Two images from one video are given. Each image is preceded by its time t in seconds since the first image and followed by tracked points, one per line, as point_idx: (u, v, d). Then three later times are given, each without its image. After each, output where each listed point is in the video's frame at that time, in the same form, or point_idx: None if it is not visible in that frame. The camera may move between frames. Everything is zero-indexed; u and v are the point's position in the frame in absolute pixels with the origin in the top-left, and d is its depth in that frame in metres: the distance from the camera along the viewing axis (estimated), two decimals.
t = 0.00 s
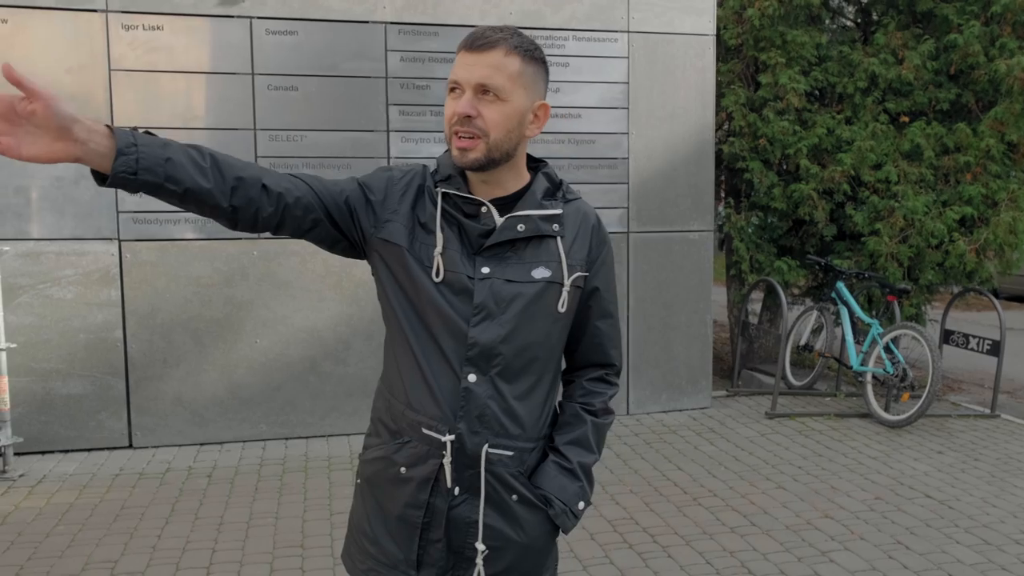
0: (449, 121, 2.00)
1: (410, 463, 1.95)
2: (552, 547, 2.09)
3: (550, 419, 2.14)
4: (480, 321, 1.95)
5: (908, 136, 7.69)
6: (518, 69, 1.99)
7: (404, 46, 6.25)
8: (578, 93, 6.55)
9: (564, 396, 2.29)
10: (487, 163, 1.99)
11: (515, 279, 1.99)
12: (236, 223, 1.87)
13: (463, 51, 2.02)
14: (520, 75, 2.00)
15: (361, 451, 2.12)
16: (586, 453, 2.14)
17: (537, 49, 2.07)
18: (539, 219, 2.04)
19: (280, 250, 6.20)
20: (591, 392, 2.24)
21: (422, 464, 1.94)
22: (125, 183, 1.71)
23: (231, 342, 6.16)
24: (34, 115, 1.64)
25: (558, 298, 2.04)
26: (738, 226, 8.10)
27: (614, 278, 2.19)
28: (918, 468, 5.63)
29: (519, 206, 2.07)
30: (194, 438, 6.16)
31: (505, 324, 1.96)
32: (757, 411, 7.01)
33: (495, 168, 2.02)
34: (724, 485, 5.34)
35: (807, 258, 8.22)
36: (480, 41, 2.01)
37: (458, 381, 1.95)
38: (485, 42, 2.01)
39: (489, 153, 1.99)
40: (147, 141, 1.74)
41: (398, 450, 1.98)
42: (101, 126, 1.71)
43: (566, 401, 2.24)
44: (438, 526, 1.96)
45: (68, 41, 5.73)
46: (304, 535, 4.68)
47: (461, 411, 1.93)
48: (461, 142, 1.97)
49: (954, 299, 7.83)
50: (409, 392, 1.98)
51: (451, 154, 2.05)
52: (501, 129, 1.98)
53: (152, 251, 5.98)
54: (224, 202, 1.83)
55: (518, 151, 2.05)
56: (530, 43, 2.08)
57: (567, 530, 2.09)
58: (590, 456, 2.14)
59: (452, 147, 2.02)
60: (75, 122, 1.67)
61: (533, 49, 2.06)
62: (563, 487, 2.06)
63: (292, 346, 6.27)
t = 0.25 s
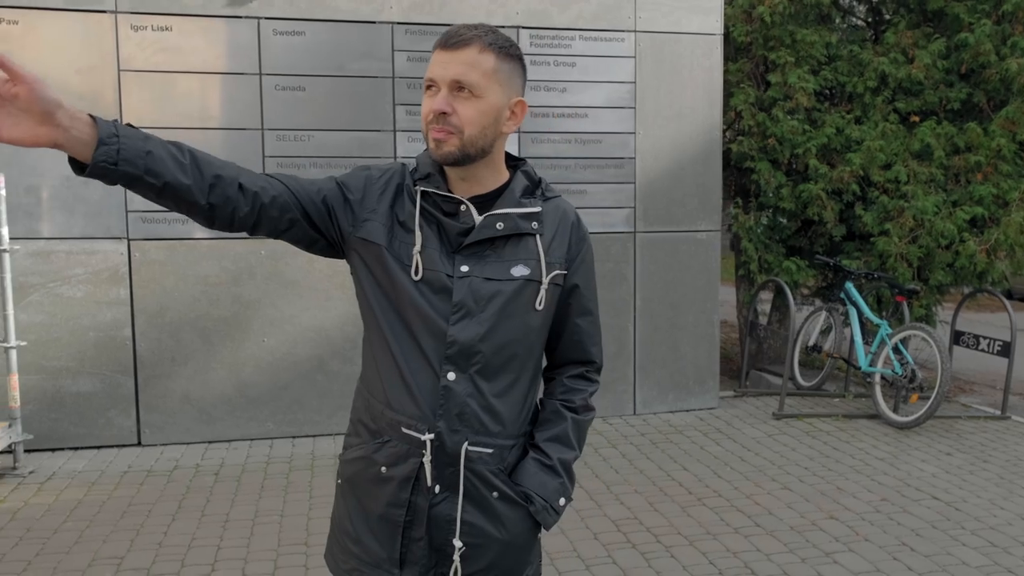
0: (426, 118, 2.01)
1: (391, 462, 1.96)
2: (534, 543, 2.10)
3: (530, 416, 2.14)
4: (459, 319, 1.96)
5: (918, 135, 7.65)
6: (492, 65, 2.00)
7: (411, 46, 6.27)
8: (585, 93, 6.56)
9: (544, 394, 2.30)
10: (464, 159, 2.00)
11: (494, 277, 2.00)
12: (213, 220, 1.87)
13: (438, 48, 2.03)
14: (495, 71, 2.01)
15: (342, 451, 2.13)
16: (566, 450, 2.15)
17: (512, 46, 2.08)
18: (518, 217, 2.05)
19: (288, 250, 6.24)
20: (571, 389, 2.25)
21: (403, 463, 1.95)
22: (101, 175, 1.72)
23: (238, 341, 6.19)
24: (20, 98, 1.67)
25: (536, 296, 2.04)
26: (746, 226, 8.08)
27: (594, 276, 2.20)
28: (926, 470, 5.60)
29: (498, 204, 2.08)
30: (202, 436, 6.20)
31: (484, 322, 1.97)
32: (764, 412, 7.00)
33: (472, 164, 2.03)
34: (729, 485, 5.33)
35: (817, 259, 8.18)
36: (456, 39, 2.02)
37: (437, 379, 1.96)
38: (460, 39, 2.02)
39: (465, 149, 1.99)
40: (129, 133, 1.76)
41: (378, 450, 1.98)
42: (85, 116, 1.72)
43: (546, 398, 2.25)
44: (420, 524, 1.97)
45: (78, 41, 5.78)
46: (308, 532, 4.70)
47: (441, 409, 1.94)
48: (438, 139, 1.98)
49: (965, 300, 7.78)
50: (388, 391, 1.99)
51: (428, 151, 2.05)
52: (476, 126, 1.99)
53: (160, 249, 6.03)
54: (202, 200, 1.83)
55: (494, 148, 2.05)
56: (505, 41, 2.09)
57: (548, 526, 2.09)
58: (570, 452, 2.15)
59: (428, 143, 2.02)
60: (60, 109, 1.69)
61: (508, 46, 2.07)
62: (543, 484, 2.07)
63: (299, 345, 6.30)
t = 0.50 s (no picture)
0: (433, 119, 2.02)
1: (390, 464, 1.98)
2: (531, 538, 2.15)
3: (526, 415, 2.18)
4: (456, 322, 1.99)
5: (936, 135, 7.59)
6: (499, 67, 2.02)
7: (425, 48, 6.31)
8: (599, 94, 6.57)
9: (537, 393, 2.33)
10: (470, 160, 2.01)
11: (493, 280, 2.03)
12: (203, 231, 1.88)
13: (446, 49, 2.04)
14: (502, 73, 2.03)
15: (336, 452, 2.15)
16: (561, 448, 2.19)
17: (519, 49, 2.10)
18: (518, 220, 2.08)
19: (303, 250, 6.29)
20: (565, 388, 2.29)
21: (402, 465, 1.98)
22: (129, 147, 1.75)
23: (254, 340, 6.25)
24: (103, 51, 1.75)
25: (533, 299, 2.09)
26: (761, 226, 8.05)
27: (590, 280, 2.24)
28: (941, 472, 5.56)
29: (498, 205, 2.11)
30: (218, 434, 6.27)
31: (480, 325, 2.01)
32: (779, 413, 6.97)
33: (477, 165, 2.04)
34: (741, 486, 5.32)
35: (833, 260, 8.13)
36: (463, 40, 2.04)
37: (434, 381, 1.99)
38: (468, 41, 2.03)
39: (472, 150, 2.01)
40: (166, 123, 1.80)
41: (376, 452, 2.00)
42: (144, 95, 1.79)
43: (540, 397, 2.28)
44: (420, 524, 2.00)
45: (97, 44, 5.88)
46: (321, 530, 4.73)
47: (439, 411, 1.97)
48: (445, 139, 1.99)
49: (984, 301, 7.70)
50: (385, 394, 2.01)
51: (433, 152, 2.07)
52: (483, 127, 2.01)
53: (177, 249, 6.10)
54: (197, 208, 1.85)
55: (499, 150, 2.07)
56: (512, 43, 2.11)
57: (545, 523, 2.14)
58: (565, 450, 2.19)
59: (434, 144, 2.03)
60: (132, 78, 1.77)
61: (515, 48, 2.09)
62: (540, 481, 2.11)
63: (314, 344, 6.35)
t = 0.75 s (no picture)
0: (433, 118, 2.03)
1: (388, 461, 2.00)
2: (530, 534, 2.15)
3: (524, 412, 2.18)
4: (452, 319, 2.01)
5: (956, 133, 7.51)
6: (500, 66, 2.02)
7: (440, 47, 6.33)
8: (614, 92, 6.57)
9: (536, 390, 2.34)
10: (469, 159, 2.02)
11: (489, 277, 2.04)
12: (205, 220, 1.92)
13: (447, 48, 2.05)
14: (502, 72, 2.03)
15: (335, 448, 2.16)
16: (560, 444, 2.19)
17: (520, 46, 2.11)
18: (516, 217, 2.09)
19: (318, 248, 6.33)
20: (563, 385, 2.29)
21: (399, 462, 1.99)
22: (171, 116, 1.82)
23: (270, 337, 6.31)
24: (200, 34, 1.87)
25: (530, 298, 2.08)
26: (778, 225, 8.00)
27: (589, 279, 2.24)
28: (958, 473, 5.51)
29: (496, 202, 2.12)
30: (235, 431, 6.32)
31: (476, 322, 2.02)
32: (795, 413, 6.94)
33: (477, 165, 2.05)
34: (754, 486, 5.30)
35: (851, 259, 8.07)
36: (464, 39, 2.04)
37: (431, 378, 2.00)
38: (469, 39, 2.03)
39: (471, 149, 2.02)
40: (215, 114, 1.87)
41: (374, 449, 2.02)
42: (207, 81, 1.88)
43: (539, 394, 2.29)
44: (419, 520, 2.02)
45: (117, 45, 5.97)
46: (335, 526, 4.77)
47: (435, 408, 1.98)
48: (445, 139, 2.00)
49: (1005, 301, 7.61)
50: (382, 391, 2.02)
51: (433, 150, 2.08)
52: (483, 126, 2.01)
53: (195, 248, 6.16)
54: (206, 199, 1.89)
55: (499, 149, 2.08)
56: (513, 41, 2.11)
57: (543, 519, 2.14)
58: (563, 446, 2.20)
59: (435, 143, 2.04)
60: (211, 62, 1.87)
61: (516, 46, 2.10)
62: (539, 477, 2.11)
63: (329, 342, 6.39)
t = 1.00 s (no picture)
0: (443, 116, 2.02)
1: (391, 457, 2.00)
2: (535, 532, 2.15)
3: (529, 409, 2.18)
4: (455, 316, 2.01)
5: (978, 131, 7.42)
6: (506, 63, 2.03)
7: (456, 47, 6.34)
8: (630, 91, 6.55)
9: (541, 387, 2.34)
10: (479, 158, 2.03)
11: (492, 273, 2.04)
12: (208, 212, 1.94)
13: (453, 45, 2.04)
14: (509, 69, 2.04)
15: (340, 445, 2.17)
16: (565, 442, 2.19)
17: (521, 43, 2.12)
18: (519, 213, 2.09)
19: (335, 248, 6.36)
20: (568, 382, 2.29)
21: (403, 459, 2.00)
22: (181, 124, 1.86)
23: (287, 336, 6.35)
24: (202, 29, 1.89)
25: (533, 293, 2.09)
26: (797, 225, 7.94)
27: (593, 275, 2.24)
28: (979, 475, 5.44)
29: (499, 198, 2.12)
30: (252, 429, 6.37)
31: (480, 318, 2.02)
32: (813, 414, 6.88)
33: (485, 163, 2.07)
34: (770, 487, 5.26)
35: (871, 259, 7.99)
36: (471, 36, 2.04)
37: (434, 375, 2.00)
38: (476, 37, 2.03)
39: (482, 148, 2.03)
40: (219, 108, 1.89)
41: (378, 446, 2.03)
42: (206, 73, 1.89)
43: (544, 391, 2.28)
44: (423, 518, 2.02)
45: (137, 47, 6.03)
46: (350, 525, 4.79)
47: (439, 404, 1.98)
48: (455, 137, 2.01)
49: None
50: (386, 388, 2.03)
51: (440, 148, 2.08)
52: (493, 125, 2.03)
53: (213, 247, 6.21)
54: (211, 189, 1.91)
55: (505, 146, 2.10)
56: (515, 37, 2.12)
57: (548, 516, 2.14)
58: (568, 444, 2.19)
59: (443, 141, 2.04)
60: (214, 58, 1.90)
61: (518, 43, 2.10)
62: (543, 475, 2.11)
63: (346, 341, 6.42)
